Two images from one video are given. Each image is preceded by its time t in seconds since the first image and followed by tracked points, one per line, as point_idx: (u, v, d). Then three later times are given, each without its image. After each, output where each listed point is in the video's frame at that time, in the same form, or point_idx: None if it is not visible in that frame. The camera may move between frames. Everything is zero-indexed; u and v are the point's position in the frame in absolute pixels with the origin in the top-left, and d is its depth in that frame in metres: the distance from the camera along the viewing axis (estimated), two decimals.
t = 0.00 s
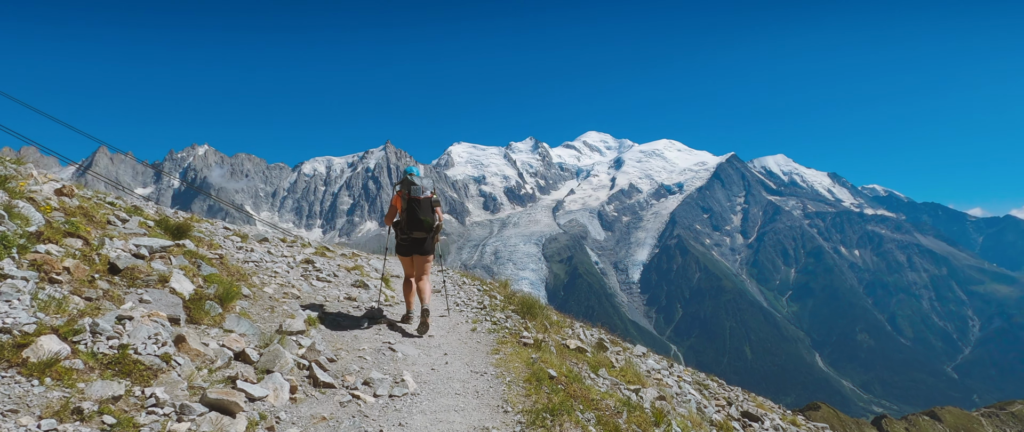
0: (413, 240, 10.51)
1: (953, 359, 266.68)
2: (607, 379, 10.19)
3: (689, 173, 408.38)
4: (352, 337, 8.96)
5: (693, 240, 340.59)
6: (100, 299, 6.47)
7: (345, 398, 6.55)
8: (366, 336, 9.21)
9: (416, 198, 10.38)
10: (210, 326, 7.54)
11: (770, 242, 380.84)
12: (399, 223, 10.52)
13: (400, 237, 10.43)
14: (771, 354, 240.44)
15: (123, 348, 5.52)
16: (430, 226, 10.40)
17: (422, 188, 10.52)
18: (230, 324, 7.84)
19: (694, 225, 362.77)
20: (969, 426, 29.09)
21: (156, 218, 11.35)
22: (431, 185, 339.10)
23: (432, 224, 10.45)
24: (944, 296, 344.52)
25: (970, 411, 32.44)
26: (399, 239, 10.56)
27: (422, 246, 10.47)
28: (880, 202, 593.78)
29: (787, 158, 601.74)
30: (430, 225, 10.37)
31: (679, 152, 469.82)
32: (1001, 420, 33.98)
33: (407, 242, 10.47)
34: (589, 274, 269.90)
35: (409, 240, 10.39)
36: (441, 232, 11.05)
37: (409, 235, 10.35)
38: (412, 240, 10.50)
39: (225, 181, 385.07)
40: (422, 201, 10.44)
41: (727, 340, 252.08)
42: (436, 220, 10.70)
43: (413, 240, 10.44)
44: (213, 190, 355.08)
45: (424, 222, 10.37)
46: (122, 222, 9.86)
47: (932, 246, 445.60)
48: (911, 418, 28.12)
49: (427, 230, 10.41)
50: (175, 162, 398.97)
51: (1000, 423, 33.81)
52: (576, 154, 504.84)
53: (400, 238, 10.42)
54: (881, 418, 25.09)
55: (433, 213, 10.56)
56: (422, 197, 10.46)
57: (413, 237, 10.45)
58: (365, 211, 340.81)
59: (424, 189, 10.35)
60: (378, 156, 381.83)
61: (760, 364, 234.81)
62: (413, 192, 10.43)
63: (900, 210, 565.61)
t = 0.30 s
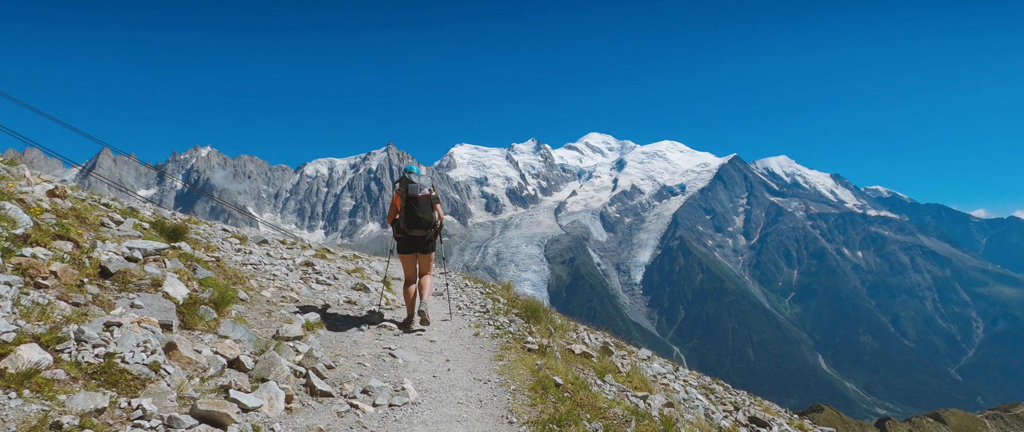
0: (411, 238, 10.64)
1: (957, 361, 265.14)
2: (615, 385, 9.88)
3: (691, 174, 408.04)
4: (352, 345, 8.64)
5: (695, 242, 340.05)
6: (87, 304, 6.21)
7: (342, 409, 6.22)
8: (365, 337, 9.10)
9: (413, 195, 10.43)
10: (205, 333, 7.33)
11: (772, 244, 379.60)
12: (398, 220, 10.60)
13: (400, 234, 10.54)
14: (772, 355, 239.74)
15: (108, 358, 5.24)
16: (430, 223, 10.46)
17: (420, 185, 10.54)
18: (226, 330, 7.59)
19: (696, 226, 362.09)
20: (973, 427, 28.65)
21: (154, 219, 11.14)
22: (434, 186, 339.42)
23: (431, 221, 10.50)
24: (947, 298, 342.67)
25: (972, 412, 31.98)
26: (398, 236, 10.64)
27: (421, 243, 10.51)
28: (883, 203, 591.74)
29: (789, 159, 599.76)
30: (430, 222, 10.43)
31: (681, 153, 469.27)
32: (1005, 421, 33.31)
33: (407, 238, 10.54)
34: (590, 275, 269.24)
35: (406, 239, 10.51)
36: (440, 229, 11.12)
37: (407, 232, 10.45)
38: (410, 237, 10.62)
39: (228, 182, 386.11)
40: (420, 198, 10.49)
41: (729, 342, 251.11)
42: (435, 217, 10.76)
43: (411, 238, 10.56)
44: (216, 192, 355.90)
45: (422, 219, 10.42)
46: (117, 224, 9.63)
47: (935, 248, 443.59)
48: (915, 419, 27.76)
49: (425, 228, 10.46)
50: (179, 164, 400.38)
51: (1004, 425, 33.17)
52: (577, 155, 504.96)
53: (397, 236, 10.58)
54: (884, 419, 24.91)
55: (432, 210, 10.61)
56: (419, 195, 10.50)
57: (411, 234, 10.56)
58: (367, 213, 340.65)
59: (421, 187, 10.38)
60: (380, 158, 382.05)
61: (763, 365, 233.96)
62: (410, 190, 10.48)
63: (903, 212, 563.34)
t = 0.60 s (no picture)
0: (410, 239, 10.57)
1: (958, 362, 264.53)
2: (620, 391, 9.61)
3: (691, 175, 407.98)
4: (349, 349, 8.40)
5: (695, 243, 339.75)
6: (68, 309, 5.94)
7: (340, 420, 5.94)
8: (362, 341, 8.92)
9: (411, 197, 10.34)
10: (195, 337, 7.03)
11: (773, 244, 379.37)
12: (397, 220, 10.50)
13: (397, 233, 10.49)
14: (773, 356, 239.18)
15: (91, 367, 4.97)
16: (428, 222, 10.41)
17: (418, 185, 10.43)
18: (218, 335, 7.33)
19: (696, 226, 361.62)
20: (974, 428, 28.49)
21: (145, 221, 10.85)
22: (434, 187, 339.17)
23: (430, 222, 10.44)
24: (948, 299, 342.36)
25: (975, 413, 31.74)
26: (396, 233, 10.58)
27: (419, 243, 10.45)
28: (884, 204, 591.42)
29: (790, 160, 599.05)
30: (427, 222, 10.37)
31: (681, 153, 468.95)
32: (1005, 422, 33.16)
33: (404, 238, 10.47)
34: (591, 276, 268.60)
35: (405, 239, 10.45)
36: (440, 228, 11.00)
37: (404, 232, 10.43)
38: (408, 237, 10.56)
39: (229, 183, 385.81)
40: (417, 199, 10.40)
41: (730, 343, 250.67)
42: (432, 217, 10.63)
43: (408, 237, 10.51)
44: (217, 192, 355.81)
45: (420, 220, 10.38)
46: (108, 226, 9.39)
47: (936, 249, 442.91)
48: (916, 420, 27.56)
49: (424, 228, 10.42)
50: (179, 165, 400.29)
51: (1005, 425, 33.00)
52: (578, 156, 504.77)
53: (396, 236, 10.50)
54: (885, 419, 24.77)
55: (430, 211, 10.52)
56: (416, 195, 10.37)
57: (409, 235, 10.50)
58: (368, 214, 340.17)
59: (419, 188, 10.29)
60: (380, 159, 382.04)
61: (764, 366, 233.71)
62: (408, 191, 10.37)
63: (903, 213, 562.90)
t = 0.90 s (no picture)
0: (411, 244, 10.37)
1: (957, 361, 264.37)
2: (624, 399, 9.26)
3: (691, 174, 407.93)
4: (345, 358, 8.08)
5: (695, 242, 339.56)
6: (47, 318, 5.70)
7: None
8: (358, 348, 8.63)
9: (411, 200, 10.16)
10: (183, 347, 6.76)
11: (772, 244, 379.26)
12: (398, 225, 10.33)
13: (397, 238, 10.28)
14: (773, 356, 238.74)
15: (68, 381, 4.66)
16: (427, 229, 10.25)
17: (419, 190, 10.24)
18: (208, 345, 7.05)
19: (696, 226, 361.47)
20: (973, 427, 28.30)
21: (136, 223, 10.54)
22: (434, 186, 339.12)
23: (430, 227, 10.31)
24: (947, 298, 342.53)
25: (973, 413, 31.52)
26: (395, 240, 10.40)
27: (419, 249, 10.23)
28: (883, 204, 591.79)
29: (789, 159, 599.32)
30: (427, 228, 10.22)
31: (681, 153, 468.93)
32: (1004, 421, 32.95)
33: (404, 244, 10.25)
34: (590, 276, 268.06)
35: (406, 244, 10.23)
36: (440, 233, 10.80)
37: (406, 238, 10.22)
38: (410, 243, 10.34)
39: (228, 182, 385.74)
40: (418, 203, 10.21)
41: (730, 342, 250.26)
42: (432, 222, 10.45)
43: (409, 243, 10.27)
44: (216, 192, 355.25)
45: (420, 226, 10.22)
46: (96, 230, 9.07)
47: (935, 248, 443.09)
48: (915, 420, 27.39)
49: (424, 234, 10.25)
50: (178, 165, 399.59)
51: (1004, 425, 32.79)
52: (577, 155, 504.70)
53: (396, 241, 10.28)
54: (884, 420, 24.72)
55: (429, 216, 10.32)
56: (417, 200, 10.21)
57: (411, 241, 10.29)
58: (367, 214, 339.28)
59: (420, 192, 10.09)
60: (379, 159, 381.56)
61: (763, 366, 233.37)
62: (409, 195, 10.17)
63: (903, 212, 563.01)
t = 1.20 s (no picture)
0: (412, 249, 10.24)
1: (955, 360, 264.55)
2: (628, 407, 9.03)
3: (690, 174, 408.37)
4: (340, 368, 7.80)
5: (694, 241, 339.88)
6: (22, 332, 5.44)
7: None
8: (354, 355, 8.38)
9: (414, 205, 10.13)
10: (169, 359, 6.46)
11: (771, 243, 379.72)
12: (399, 228, 10.23)
13: (399, 243, 10.21)
14: (772, 354, 238.89)
15: (34, 404, 4.35)
16: (430, 233, 10.14)
17: (422, 195, 10.30)
18: (197, 355, 6.78)
19: (695, 225, 361.85)
20: (970, 426, 28.14)
21: (125, 227, 10.23)
22: (433, 185, 338.77)
23: (431, 232, 10.20)
24: (945, 297, 343.10)
25: (971, 411, 31.31)
26: (396, 245, 10.27)
27: (420, 253, 10.12)
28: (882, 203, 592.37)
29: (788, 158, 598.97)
30: (429, 233, 10.11)
31: (680, 152, 469.14)
32: (1003, 420, 32.75)
33: (403, 250, 10.19)
34: (589, 275, 268.14)
35: (407, 249, 10.11)
36: (440, 236, 10.67)
37: (408, 242, 10.08)
38: (411, 248, 10.23)
39: (227, 182, 385.48)
40: (420, 209, 10.17)
41: (729, 341, 250.35)
42: (435, 226, 10.36)
43: (411, 248, 10.16)
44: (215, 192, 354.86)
45: (422, 230, 10.14)
46: (80, 234, 8.71)
47: (934, 247, 443.43)
48: (914, 419, 27.16)
49: (426, 238, 10.14)
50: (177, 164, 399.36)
51: (1004, 424, 32.56)
52: (576, 154, 504.54)
53: (398, 244, 10.16)
54: (883, 419, 24.47)
55: (433, 221, 10.23)
56: (420, 205, 10.17)
57: (412, 245, 10.17)
58: (366, 213, 339.05)
59: (423, 198, 10.11)
60: (379, 158, 381.15)
61: (762, 364, 233.44)
62: (412, 201, 10.17)
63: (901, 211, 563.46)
